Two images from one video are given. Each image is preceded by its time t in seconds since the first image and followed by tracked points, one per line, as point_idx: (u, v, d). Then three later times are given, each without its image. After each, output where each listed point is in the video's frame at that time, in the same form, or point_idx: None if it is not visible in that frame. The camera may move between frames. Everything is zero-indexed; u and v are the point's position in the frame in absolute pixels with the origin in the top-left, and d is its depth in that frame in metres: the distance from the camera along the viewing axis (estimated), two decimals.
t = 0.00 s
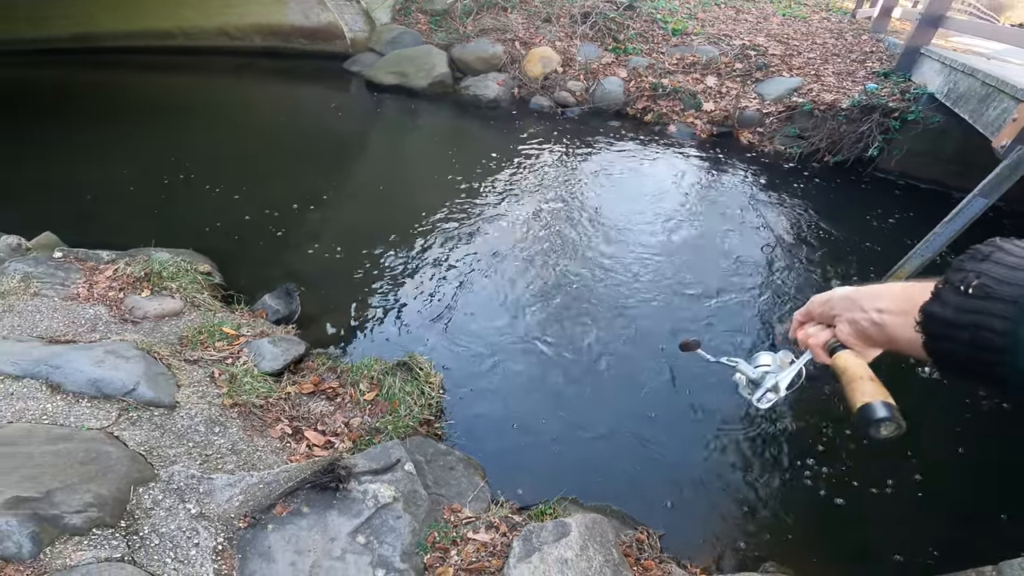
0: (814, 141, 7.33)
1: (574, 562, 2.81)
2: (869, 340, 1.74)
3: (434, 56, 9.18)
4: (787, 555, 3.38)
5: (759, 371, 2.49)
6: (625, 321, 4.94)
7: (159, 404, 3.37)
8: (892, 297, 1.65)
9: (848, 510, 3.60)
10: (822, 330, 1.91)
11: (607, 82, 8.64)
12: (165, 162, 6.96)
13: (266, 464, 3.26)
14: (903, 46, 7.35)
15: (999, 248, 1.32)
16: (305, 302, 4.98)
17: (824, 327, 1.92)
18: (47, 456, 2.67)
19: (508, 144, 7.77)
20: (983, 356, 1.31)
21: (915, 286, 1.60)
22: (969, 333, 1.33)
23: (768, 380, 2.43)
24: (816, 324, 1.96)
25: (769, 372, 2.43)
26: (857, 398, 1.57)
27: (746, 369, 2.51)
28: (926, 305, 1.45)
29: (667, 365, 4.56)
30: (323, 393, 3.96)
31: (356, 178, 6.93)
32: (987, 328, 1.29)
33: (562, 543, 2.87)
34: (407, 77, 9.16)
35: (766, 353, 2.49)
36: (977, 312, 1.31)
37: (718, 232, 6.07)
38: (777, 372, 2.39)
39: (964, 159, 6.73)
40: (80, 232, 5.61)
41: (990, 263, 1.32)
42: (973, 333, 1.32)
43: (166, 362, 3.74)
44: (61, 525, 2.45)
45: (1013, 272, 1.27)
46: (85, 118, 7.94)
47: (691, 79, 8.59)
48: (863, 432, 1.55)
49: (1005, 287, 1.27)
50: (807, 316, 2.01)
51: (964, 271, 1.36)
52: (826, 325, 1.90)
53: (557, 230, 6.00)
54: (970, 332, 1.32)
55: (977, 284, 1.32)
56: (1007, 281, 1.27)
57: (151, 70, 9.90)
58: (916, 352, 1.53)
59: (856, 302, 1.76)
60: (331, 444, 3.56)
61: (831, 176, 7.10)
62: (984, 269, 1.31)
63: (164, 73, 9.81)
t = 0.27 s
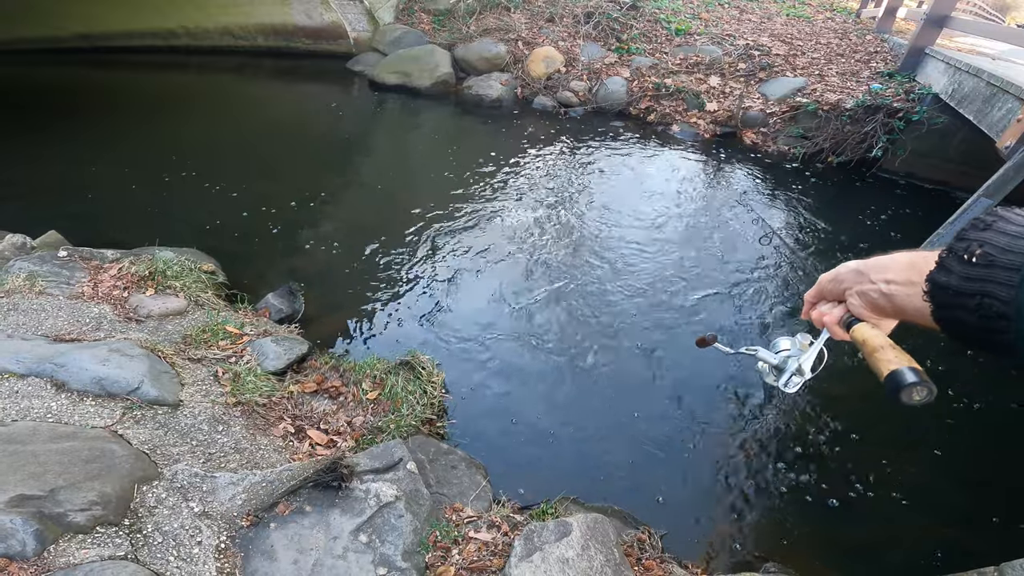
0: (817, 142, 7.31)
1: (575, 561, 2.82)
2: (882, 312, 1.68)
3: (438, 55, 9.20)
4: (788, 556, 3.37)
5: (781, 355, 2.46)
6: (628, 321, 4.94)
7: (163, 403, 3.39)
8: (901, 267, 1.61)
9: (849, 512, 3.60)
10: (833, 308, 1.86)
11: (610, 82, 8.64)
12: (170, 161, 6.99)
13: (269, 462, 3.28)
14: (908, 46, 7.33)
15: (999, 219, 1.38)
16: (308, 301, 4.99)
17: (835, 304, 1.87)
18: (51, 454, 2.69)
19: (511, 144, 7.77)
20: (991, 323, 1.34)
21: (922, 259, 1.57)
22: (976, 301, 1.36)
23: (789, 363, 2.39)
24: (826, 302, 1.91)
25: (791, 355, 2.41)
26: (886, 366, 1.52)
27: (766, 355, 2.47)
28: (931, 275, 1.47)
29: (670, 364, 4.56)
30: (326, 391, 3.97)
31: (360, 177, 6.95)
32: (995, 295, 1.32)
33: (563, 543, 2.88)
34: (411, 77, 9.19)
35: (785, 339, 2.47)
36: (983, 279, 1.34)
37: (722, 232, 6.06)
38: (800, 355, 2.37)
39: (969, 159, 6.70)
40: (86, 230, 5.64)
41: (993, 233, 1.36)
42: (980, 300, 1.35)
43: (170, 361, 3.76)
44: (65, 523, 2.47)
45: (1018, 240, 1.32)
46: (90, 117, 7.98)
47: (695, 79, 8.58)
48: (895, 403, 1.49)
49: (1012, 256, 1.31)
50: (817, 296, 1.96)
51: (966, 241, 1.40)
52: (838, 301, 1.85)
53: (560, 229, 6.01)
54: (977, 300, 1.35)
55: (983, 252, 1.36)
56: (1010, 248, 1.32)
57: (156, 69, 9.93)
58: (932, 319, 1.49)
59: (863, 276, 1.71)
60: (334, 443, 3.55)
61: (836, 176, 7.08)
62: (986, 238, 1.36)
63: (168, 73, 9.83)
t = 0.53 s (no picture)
0: (821, 142, 7.29)
1: (577, 561, 2.82)
2: (880, 307, 1.68)
3: (441, 55, 9.20)
4: (789, 555, 3.37)
5: (780, 355, 2.50)
6: (630, 321, 4.94)
7: (167, 401, 3.40)
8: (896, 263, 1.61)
9: (850, 513, 3.60)
10: (831, 305, 1.86)
11: (613, 82, 8.64)
12: (174, 160, 7.01)
13: (272, 461, 3.28)
14: (912, 46, 7.31)
15: (995, 213, 1.36)
16: (311, 300, 5.00)
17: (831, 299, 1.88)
18: (55, 453, 2.70)
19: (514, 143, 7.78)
20: (987, 318, 1.34)
21: (917, 253, 1.56)
22: (972, 296, 1.35)
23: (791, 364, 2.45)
24: (824, 300, 1.91)
25: (790, 354, 2.46)
26: (889, 362, 1.55)
27: (765, 355, 2.53)
28: (929, 270, 1.46)
29: (671, 364, 4.56)
30: (328, 391, 3.97)
31: (362, 176, 6.97)
32: (990, 291, 1.31)
33: (565, 542, 2.88)
34: (413, 76, 9.20)
35: (782, 337, 2.52)
36: (978, 274, 1.34)
37: (725, 232, 6.05)
38: (798, 353, 2.42)
39: (973, 159, 6.68)
40: (91, 229, 5.66)
41: (987, 228, 1.35)
42: (975, 296, 1.34)
43: (174, 359, 3.77)
44: (68, 521, 2.48)
45: (1011, 235, 1.30)
46: (93, 116, 7.99)
47: (698, 79, 8.57)
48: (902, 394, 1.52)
49: (1004, 251, 1.30)
50: (813, 294, 1.96)
51: (963, 236, 1.39)
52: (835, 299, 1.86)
53: (562, 229, 6.01)
54: (972, 296, 1.35)
55: (977, 248, 1.35)
56: (1004, 243, 1.31)
57: (159, 68, 9.94)
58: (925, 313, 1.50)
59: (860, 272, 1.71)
60: (336, 442, 3.56)
61: (839, 176, 7.07)
62: (982, 233, 1.35)
63: (171, 72, 9.84)
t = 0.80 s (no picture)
0: (824, 142, 7.28)
1: (578, 561, 2.82)
2: (884, 312, 1.67)
3: (443, 55, 9.21)
4: (792, 557, 3.36)
5: (788, 364, 2.45)
6: (632, 322, 4.93)
7: (169, 401, 3.40)
8: (903, 268, 1.61)
9: (853, 514, 3.59)
10: (833, 311, 1.85)
11: (616, 82, 8.64)
12: (176, 160, 7.01)
13: (274, 461, 3.29)
14: (915, 46, 7.29)
15: (998, 220, 1.38)
16: (313, 300, 5.01)
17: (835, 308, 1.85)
18: (58, 452, 2.71)
19: (516, 143, 7.78)
20: (993, 323, 1.34)
21: (924, 259, 1.59)
22: (977, 301, 1.36)
23: (800, 371, 2.40)
24: (825, 306, 1.90)
25: (798, 362, 2.41)
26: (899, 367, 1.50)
27: (773, 364, 2.49)
28: (934, 275, 1.46)
29: (673, 365, 4.55)
30: (330, 390, 3.98)
31: (364, 176, 6.97)
32: (997, 296, 1.32)
33: (566, 543, 2.88)
34: (415, 76, 9.20)
35: (790, 345, 2.47)
36: (983, 279, 1.35)
37: (728, 233, 6.04)
38: (807, 361, 2.37)
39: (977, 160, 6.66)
40: (93, 229, 5.67)
41: (992, 233, 1.37)
42: (981, 300, 1.35)
43: (176, 359, 3.78)
44: (70, 520, 2.49)
45: (1016, 242, 1.33)
46: (97, 117, 8.00)
47: (701, 79, 8.55)
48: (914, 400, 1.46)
49: (1010, 256, 1.32)
50: (816, 300, 1.95)
51: (967, 241, 1.41)
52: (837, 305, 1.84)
53: (564, 229, 6.01)
54: (979, 300, 1.35)
55: (983, 253, 1.36)
56: (1010, 248, 1.33)
57: (163, 68, 9.96)
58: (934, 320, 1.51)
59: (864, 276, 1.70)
60: (338, 442, 3.57)
61: (842, 177, 7.05)
62: (987, 238, 1.37)
63: (173, 72, 9.85)
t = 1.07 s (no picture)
0: (827, 142, 7.28)
1: (579, 562, 2.82)
2: (892, 331, 1.78)
3: (445, 55, 9.21)
4: (794, 557, 3.36)
5: (801, 376, 2.45)
6: (633, 322, 4.93)
7: (171, 401, 3.41)
8: (909, 285, 1.68)
9: (855, 514, 3.59)
10: (846, 326, 1.97)
11: (618, 82, 8.63)
12: (178, 160, 7.03)
13: (276, 461, 3.29)
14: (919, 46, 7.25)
15: (1010, 235, 1.39)
16: (315, 300, 5.01)
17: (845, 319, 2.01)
18: (60, 452, 2.72)
19: (518, 143, 7.77)
20: (1004, 340, 1.38)
21: (933, 276, 1.63)
22: (988, 318, 1.39)
23: (808, 382, 2.39)
24: (839, 319, 2.03)
25: (811, 374, 2.41)
26: (877, 388, 1.73)
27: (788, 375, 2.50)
28: (945, 292, 1.50)
29: (675, 365, 4.55)
30: (332, 390, 3.97)
31: (366, 176, 6.97)
32: (1006, 315, 1.36)
33: (567, 543, 2.88)
34: (418, 76, 9.21)
35: (807, 356, 2.46)
36: (993, 297, 1.38)
37: (730, 234, 6.02)
38: (820, 374, 2.36)
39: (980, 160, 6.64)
40: (96, 229, 5.68)
41: (1002, 250, 1.38)
42: (991, 318, 1.39)
43: (179, 359, 3.78)
44: (71, 520, 2.50)
45: None
46: (99, 116, 8.01)
47: (703, 78, 8.54)
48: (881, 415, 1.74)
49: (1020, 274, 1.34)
50: (832, 316, 2.06)
51: (978, 257, 1.42)
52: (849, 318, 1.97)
53: (566, 229, 6.00)
54: (989, 318, 1.39)
55: (993, 270, 1.38)
56: (1020, 265, 1.34)
57: (165, 68, 9.97)
58: (937, 338, 1.59)
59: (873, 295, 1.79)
60: (339, 442, 3.57)
61: (845, 177, 7.04)
62: (997, 255, 1.38)
63: (175, 72, 9.85)
